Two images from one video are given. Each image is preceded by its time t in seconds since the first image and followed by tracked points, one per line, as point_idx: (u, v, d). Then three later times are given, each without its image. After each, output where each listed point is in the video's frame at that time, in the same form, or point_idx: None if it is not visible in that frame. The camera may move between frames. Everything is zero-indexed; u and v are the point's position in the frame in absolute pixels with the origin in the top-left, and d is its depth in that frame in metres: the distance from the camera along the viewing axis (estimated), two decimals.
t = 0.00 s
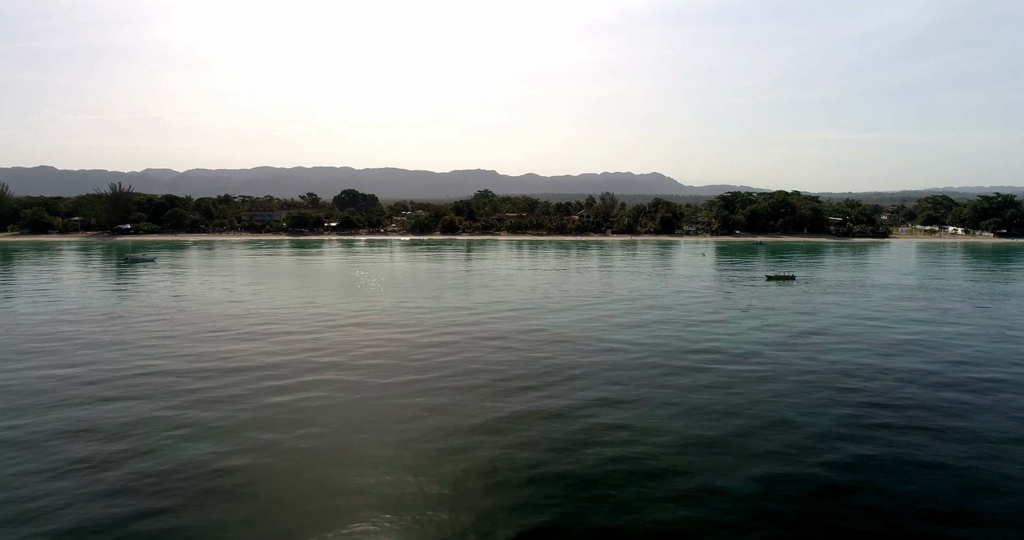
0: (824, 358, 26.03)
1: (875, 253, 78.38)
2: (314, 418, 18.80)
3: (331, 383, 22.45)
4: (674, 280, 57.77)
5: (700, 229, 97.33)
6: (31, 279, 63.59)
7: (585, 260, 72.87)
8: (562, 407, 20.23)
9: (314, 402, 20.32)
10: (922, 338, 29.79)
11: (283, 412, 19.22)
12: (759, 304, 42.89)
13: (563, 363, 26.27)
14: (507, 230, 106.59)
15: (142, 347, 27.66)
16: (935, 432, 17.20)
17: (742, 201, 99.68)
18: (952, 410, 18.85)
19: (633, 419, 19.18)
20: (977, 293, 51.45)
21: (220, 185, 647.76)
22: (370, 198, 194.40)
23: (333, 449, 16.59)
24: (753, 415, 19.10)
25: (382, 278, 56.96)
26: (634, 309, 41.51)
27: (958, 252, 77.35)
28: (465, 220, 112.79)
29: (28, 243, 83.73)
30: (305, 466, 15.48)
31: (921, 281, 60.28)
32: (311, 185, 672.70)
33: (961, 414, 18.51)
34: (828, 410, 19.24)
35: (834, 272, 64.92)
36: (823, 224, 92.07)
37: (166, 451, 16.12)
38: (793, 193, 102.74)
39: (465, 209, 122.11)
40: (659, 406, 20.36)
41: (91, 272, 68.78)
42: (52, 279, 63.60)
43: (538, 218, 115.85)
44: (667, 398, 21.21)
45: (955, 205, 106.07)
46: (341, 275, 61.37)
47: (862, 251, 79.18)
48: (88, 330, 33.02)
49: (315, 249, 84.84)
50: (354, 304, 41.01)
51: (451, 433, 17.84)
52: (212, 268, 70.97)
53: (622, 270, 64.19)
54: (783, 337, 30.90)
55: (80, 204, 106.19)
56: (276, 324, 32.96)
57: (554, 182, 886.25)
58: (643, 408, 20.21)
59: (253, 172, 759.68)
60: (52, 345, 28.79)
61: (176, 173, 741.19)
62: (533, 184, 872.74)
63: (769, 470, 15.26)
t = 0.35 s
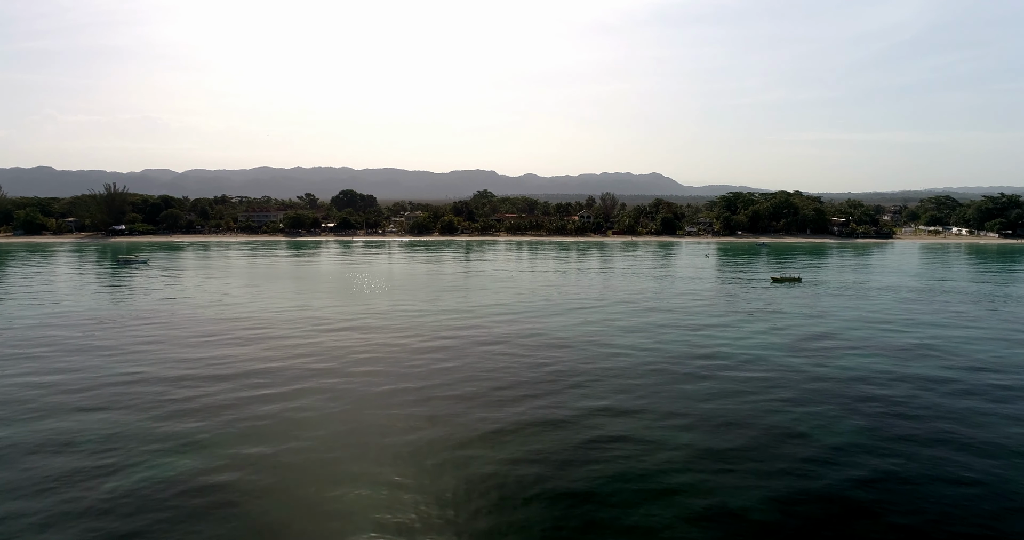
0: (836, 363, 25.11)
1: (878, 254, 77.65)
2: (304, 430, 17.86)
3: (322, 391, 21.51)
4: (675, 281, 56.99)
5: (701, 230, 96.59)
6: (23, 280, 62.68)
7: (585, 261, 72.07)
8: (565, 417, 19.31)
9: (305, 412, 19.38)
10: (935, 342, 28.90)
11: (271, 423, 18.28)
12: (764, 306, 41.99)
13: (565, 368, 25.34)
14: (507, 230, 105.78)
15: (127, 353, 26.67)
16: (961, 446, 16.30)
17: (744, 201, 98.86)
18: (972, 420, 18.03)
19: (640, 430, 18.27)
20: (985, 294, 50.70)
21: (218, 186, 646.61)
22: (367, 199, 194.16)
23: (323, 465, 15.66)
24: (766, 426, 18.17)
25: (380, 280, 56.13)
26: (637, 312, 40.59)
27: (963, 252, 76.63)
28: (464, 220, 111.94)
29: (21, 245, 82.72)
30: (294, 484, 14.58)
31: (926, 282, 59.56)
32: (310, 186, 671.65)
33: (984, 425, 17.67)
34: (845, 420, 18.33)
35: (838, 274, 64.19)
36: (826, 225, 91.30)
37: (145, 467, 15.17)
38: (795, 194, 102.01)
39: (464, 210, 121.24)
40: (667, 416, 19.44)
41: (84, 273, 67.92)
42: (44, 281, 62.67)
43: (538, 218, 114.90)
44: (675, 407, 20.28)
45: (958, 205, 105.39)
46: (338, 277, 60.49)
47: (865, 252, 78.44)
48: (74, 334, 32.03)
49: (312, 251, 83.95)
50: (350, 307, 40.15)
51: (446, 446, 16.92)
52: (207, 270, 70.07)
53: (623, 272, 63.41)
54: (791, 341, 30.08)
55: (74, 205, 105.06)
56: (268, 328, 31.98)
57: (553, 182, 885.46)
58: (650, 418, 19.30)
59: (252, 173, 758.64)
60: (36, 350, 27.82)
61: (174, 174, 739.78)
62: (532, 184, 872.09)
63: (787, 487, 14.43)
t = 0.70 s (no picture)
0: (848, 368, 24.21)
1: (882, 254, 76.86)
2: (292, 442, 16.99)
3: (314, 399, 20.63)
4: (677, 283, 56.20)
5: (702, 230, 95.80)
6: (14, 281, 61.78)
7: (586, 262, 71.25)
8: (567, 427, 18.45)
9: (294, 422, 18.49)
10: (948, 346, 28.04)
11: (259, 434, 17.43)
12: (769, 309, 41.11)
13: (567, 375, 24.41)
14: (506, 231, 104.94)
15: (112, 358, 25.76)
16: (987, 460, 15.42)
17: (746, 201, 98.00)
18: (993, 430, 17.21)
19: (647, 442, 17.36)
20: (992, 296, 49.90)
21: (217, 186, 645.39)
22: (366, 199, 193.32)
23: (311, 482, 14.80)
24: (778, 438, 17.31)
25: (377, 282, 55.28)
26: (640, 315, 39.67)
27: (967, 253, 75.85)
28: (463, 221, 111.10)
29: (14, 245, 81.81)
30: (280, 503, 13.76)
31: (932, 283, 58.75)
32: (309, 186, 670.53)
33: (1005, 436, 16.86)
34: (862, 430, 17.47)
35: (841, 275, 63.42)
36: (829, 225, 90.47)
37: (122, 485, 14.30)
38: (798, 194, 101.16)
39: (463, 210, 120.24)
40: (674, 426, 18.57)
41: (77, 274, 67.06)
42: (36, 282, 61.82)
43: (538, 218, 113.98)
44: (682, 417, 19.39)
45: (962, 205, 104.55)
46: (335, 279, 59.66)
47: (868, 253, 77.65)
48: (59, 338, 31.09)
49: (309, 251, 83.13)
50: (344, 310, 39.28)
51: (443, 461, 16.06)
52: (202, 271, 69.23)
53: (623, 273, 62.59)
54: (798, 344, 29.27)
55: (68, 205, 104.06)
56: (259, 332, 31.05)
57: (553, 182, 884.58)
58: (657, 428, 18.42)
59: (250, 173, 757.63)
60: (19, 355, 26.97)
61: (172, 174, 738.02)
62: (531, 184, 871.33)
63: (803, 506, 13.62)
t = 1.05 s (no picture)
0: (861, 375, 23.30)
1: (886, 255, 76.01)
2: (279, 457, 16.06)
3: (305, 408, 19.70)
4: (679, 285, 55.29)
5: (704, 231, 94.88)
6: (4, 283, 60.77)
7: (586, 263, 70.35)
8: (570, 439, 17.52)
9: (282, 434, 17.55)
10: (961, 350, 27.20)
11: (244, 448, 16.50)
12: (775, 312, 40.19)
13: (569, 381, 23.47)
14: (505, 231, 103.99)
15: (95, 364, 24.82)
16: (1013, 476, 14.59)
17: (748, 202, 97.08)
18: (1018, 443, 16.37)
19: (654, 456, 16.46)
20: (1000, 297, 49.06)
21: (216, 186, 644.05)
22: (365, 200, 192.17)
23: (298, 502, 13.86)
24: (793, 451, 16.40)
25: (374, 284, 54.33)
26: (642, 318, 38.72)
27: (972, 254, 75.05)
28: (462, 221, 110.17)
29: (7, 246, 80.77)
30: (263, 524, 12.89)
31: (938, 284, 57.89)
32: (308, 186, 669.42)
33: None
34: (881, 443, 16.58)
35: (845, 276, 62.57)
36: (832, 226, 89.57)
37: (96, 505, 13.44)
38: (801, 194, 100.31)
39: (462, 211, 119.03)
40: (684, 438, 17.63)
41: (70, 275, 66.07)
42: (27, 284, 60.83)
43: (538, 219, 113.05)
44: (691, 427, 18.49)
45: (966, 205, 103.73)
46: (332, 281, 58.76)
47: (872, 254, 76.79)
48: (42, 342, 30.12)
49: (306, 253, 82.21)
50: (339, 313, 38.34)
51: (438, 478, 15.14)
52: (197, 272, 68.30)
53: (624, 275, 61.72)
54: (806, 349, 28.41)
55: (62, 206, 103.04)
56: (250, 336, 30.09)
57: (552, 182, 883.69)
58: (664, 440, 17.52)
59: (249, 173, 756.18)
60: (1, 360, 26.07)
61: (171, 175, 736.66)
62: (531, 185, 870.50)
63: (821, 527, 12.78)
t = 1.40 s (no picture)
0: (875, 382, 22.41)
1: (890, 256, 75.30)
2: (265, 473, 15.19)
3: (294, 419, 18.81)
4: (681, 287, 54.59)
5: (706, 231, 94.16)
6: None
7: (587, 264, 69.68)
8: (572, 452, 16.66)
9: (269, 447, 16.68)
10: (975, 355, 26.43)
11: (228, 464, 15.62)
12: (780, 315, 39.34)
13: (570, 388, 22.58)
14: (505, 232, 103.18)
15: (77, 371, 23.90)
16: None
17: (750, 202, 96.30)
18: None
19: (661, 470, 15.64)
20: (1008, 299, 48.33)
21: (214, 186, 642.91)
22: (364, 201, 191.19)
23: (283, 524, 13.03)
24: (808, 466, 15.53)
25: (371, 286, 53.56)
26: (644, 321, 37.83)
27: (977, 255, 74.39)
28: (461, 222, 109.41)
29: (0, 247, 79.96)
30: None
31: (944, 286, 57.14)
32: (307, 187, 668.40)
33: None
34: (901, 457, 15.75)
35: (850, 278, 61.87)
36: (836, 226, 88.82)
37: (69, 530, 12.66)
38: (804, 194, 99.53)
39: (461, 210, 117.32)
40: (692, 450, 16.83)
41: (63, 277, 65.27)
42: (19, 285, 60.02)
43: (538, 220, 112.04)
44: (698, 437, 17.71)
45: (971, 206, 103.02)
46: (329, 282, 58.00)
47: (876, 255, 76.07)
48: (28, 347, 29.34)
49: (303, 254, 81.39)
50: (334, 316, 37.55)
51: (433, 496, 14.27)
52: (193, 274, 67.52)
53: (626, 276, 60.99)
54: (814, 353, 27.62)
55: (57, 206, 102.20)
56: (240, 341, 29.16)
57: (552, 182, 882.90)
58: (671, 452, 16.70)
59: (248, 173, 755.62)
60: None
61: (169, 175, 734.97)
62: (530, 185, 869.88)
63: None
